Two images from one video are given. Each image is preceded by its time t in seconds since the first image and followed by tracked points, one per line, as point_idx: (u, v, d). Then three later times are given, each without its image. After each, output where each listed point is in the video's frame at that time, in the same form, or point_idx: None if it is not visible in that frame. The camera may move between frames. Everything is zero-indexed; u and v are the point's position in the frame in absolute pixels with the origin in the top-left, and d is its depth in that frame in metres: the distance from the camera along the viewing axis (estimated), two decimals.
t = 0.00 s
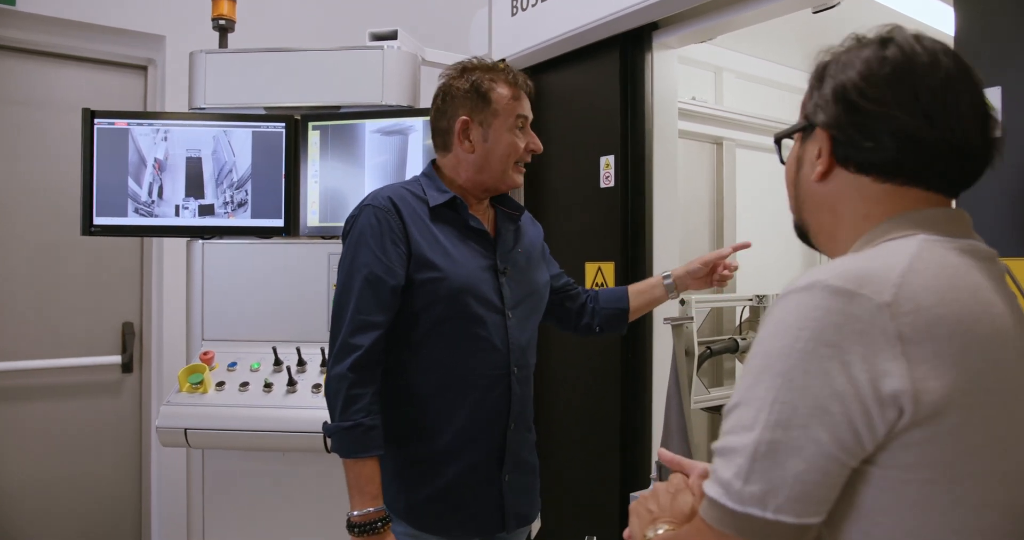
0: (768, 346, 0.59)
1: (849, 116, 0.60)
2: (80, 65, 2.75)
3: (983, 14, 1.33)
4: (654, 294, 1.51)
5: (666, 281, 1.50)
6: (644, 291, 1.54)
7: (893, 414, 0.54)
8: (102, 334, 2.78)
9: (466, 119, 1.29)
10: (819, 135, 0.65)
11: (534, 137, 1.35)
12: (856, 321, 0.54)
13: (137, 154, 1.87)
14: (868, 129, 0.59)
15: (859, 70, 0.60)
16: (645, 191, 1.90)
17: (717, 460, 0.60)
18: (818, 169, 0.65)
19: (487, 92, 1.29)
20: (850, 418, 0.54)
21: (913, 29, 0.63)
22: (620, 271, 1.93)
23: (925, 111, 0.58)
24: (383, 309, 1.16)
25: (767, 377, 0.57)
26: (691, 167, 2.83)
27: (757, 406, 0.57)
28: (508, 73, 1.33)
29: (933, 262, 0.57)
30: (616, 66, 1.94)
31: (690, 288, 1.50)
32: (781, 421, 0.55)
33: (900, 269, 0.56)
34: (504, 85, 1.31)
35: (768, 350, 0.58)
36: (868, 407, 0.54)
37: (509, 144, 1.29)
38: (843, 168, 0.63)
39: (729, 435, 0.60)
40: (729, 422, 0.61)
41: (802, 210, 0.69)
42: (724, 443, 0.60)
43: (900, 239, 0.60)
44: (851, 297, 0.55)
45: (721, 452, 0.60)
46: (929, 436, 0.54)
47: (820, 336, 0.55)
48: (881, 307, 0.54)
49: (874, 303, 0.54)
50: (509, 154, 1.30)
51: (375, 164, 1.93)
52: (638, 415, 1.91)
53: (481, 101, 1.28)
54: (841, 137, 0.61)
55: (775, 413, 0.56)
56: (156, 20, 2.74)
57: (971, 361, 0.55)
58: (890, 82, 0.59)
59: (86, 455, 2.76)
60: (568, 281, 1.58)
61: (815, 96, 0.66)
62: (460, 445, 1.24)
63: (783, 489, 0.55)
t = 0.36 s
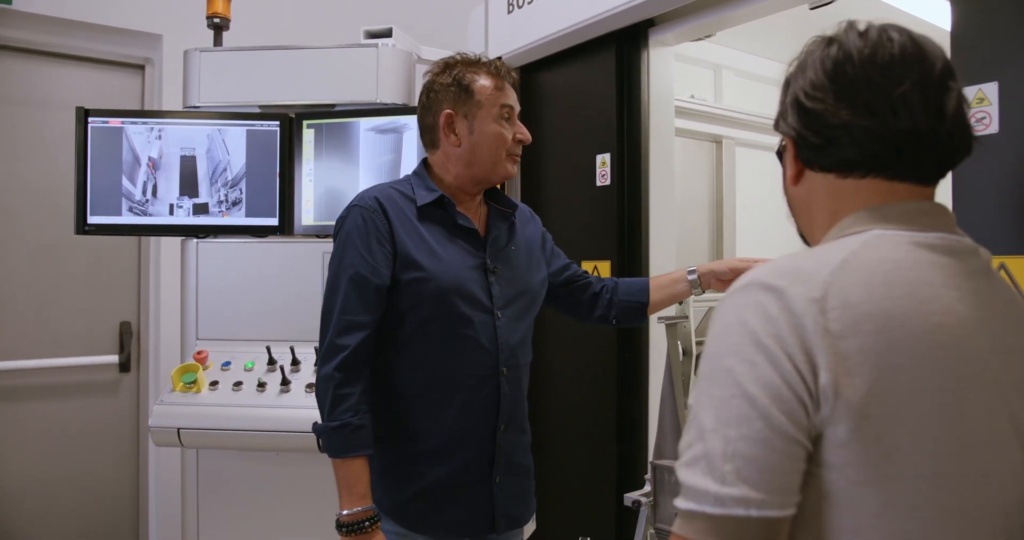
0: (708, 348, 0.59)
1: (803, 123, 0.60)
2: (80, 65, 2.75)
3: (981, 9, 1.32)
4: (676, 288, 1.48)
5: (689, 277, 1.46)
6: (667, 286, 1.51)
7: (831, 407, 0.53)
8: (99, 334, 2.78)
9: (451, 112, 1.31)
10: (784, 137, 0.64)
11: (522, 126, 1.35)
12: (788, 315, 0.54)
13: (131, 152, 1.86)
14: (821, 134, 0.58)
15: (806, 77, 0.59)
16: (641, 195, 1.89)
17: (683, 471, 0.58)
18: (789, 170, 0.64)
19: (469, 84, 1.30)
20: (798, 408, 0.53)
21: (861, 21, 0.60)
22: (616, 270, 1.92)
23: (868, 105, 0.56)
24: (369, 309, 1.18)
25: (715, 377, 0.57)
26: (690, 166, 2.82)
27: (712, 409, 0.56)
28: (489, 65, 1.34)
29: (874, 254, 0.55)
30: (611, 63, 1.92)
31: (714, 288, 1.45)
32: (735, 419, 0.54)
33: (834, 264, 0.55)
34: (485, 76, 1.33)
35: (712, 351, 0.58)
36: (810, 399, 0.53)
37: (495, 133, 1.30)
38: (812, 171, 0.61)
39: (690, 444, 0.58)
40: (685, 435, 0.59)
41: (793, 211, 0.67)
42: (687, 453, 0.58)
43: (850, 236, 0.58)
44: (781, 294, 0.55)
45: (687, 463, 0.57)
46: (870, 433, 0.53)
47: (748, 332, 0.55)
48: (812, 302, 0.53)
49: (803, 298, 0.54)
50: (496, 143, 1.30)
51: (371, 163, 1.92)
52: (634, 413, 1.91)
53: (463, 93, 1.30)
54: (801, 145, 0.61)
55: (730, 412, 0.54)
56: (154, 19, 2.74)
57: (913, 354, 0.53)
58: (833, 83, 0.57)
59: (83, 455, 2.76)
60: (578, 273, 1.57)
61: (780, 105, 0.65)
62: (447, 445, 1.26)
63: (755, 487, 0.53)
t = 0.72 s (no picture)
0: (687, 346, 0.58)
1: (855, 90, 0.63)
2: (81, 65, 2.75)
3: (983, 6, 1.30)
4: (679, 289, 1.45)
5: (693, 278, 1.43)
6: (671, 286, 1.48)
7: (809, 406, 0.52)
8: (98, 334, 2.78)
9: (449, 111, 1.30)
10: (817, 107, 0.67)
11: (521, 124, 1.34)
12: (763, 309, 0.54)
13: (128, 152, 1.86)
14: (874, 106, 0.62)
15: (872, 45, 0.63)
16: (640, 196, 1.88)
17: (670, 477, 0.56)
18: (807, 144, 0.67)
19: (467, 82, 1.30)
20: (780, 405, 0.52)
21: (927, 18, 0.66)
22: (614, 270, 1.90)
23: (933, 101, 0.62)
24: (364, 307, 1.18)
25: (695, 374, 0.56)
26: (691, 165, 2.80)
27: (695, 410, 0.54)
28: (487, 62, 1.33)
29: (853, 249, 0.54)
30: (610, 61, 1.91)
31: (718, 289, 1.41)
32: (719, 418, 0.52)
33: (813, 260, 0.54)
34: (484, 74, 1.32)
35: (691, 347, 0.57)
36: (791, 397, 0.52)
37: (493, 130, 1.28)
38: (836, 149, 0.66)
39: (675, 447, 0.56)
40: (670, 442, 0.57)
41: (777, 185, 0.73)
42: (672, 457, 0.56)
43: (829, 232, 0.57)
44: (756, 288, 0.55)
45: (673, 469, 0.56)
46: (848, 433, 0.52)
47: (725, 326, 0.55)
48: (788, 298, 0.53)
49: (779, 293, 0.53)
50: (495, 140, 1.29)
51: (369, 163, 1.91)
52: (632, 413, 1.89)
53: (461, 91, 1.29)
54: (844, 112, 0.64)
55: (713, 411, 0.53)
56: (153, 18, 2.73)
57: (891, 354, 0.52)
58: (904, 67, 0.62)
59: (82, 455, 2.75)
60: (579, 274, 1.55)
61: (815, 65, 0.68)
62: (440, 445, 1.25)
63: (741, 489, 0.51)
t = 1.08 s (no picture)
0: (697, 347, 0.56)
1: (856, 78, 0.63)
2: (81, 64, 2.75)
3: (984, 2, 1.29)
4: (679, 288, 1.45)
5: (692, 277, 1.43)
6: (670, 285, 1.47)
7: (830, 412, 0.51)
8: (99, 333, 2.78)
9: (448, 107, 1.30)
10: (817, 98, 0.67)
11: (522, 123, 1.33)
12: (781, 309, 0.52)
13: (127, 150, 1.86)
14: (877, 96, 0.61)
15: (873, 33, 0.63)
16: (640, 195, 1.87)
17: (677, 483, 0.55)
18: (807, 136, 0.67)
19: (467, 79, 1.29)
20: (799, 412, 0.51)
21: (927, 9, 0.67)
22: (614, 269, 1.90)
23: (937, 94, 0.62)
24: (363, 304, 1.17)
25: (709, 375, 0.54)
26: (692, 164, 2.79)
27: (709, 415, 0.53)
28: (488, 60, 1.32)
29: (870, 247, 0.54)
30: (610, 59, 1.90)
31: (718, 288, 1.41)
32: (736, 424, 0.51)
33: (831, 258, 0.53)
34: (485, 71, 1.31)
35: (702, 348, 0.55)
36: (813, 402, 0.51)
37: (491, 128, 1.27)
38: (837, 141, 0.65)
39: (682, 453, 0.55)
40: (677, 446, 0.56)
41: (773, 178, 0.72)
42: (681, 461, 0.55)
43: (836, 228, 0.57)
44: (774, 287, 0.53)
45: (679, 475, 0.54)
46: (866, 437, 0.51)
47: (740, 327, 0.53)
48: (808, 298, 0.52)
49: (799, 292, 0.52)
50: (494, 139, 1.28)
51: (369, 162, 1.90)
52: (632, 413, 1.89)
53: (461, 88, 1.29)
54: (845, 101, 0.63)
55: (729, 417, 0.51)
56: (153, 18, 2.73)
57: (903, 360, 0.52)
58: (908, 57, 0.62)
59: (82, 454, 2.75)
60: (577, 273, 1.55)
61: (813, 54, 0.67)
62: (439, 444, 1.24)
63: (758, 497, 0.50)
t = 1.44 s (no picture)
0: (738, 356, 0.61)
1: (865, 77, 0.63)
2: (85, 65, 2.76)
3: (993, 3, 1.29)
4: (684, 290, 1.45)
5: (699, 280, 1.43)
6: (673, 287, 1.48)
7: (877, 418, 0.56)
8: (106, 332, 2.79)
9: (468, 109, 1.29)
10: (826, 99, 0.67)
11: (537, 131, 1.34)
12: (823, 315, 0.57)
13: (135, 151, 1.86)
14: (887, 94, 0.62)
15: (880, 31, 0.63)
16: (647, 195, 1.87)
17: (726, 496, 0.59)
18: (819, 139, 0.67)
19: (490, 83, 1.29)
20: (852, 415, 0.56)
21: (932, 6, 0.67)
22: (621, 269, 1.90)
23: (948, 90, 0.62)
24: (371, 304, 1.17)
25: (756, 385, 0.58)
26: (698, 164, 2.79)
27: (760, 426, 0.57)
28: (512, 67, 1.33)
29: (899, 252, 0.60)
30: (617, 59, 1.90)
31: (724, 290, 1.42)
32: (790, 432, 0.55)
33: (863, 263, 0.58)
34: (508, 79, 1.32)
35: (745, 357, 0.60)
36: (862, 403, 0.56)
37: (510, 136, 1.28)
38: (849, 142, 0.65)
39: (732, 466, 0.59)
40: (721, 456, 0.60)
41: (784, 181, 0.72)
42: (729, 474, 0.59)
43: (866, 231, 0.62)
44: (813, 293, 0.58)
45: (728, 488, 0.59)
46: (907, 440, 0.57)
47: (783, 334, 0.58)
48: (846, 303, 0.57)
49: (838, 298, 0.57)
50: (510, 146, 1.29)
51: (374, 162, 1.91)
52: (638, 414, 1.88)
53: (483, 91, 1.28)
54: (855, 101, 0.63)
55: (782, 425, 0.56)
56: (158, 18, 2.74)
57: (935, 363, 0.58)
58: (917, 54, 0.62)
59: (90, 453, 2.77)
60: (583, 274, 1.55)
61: (820, 54, 0.68)
62: (447, 443, 1.24)
63: (816, 509, 0.55)
